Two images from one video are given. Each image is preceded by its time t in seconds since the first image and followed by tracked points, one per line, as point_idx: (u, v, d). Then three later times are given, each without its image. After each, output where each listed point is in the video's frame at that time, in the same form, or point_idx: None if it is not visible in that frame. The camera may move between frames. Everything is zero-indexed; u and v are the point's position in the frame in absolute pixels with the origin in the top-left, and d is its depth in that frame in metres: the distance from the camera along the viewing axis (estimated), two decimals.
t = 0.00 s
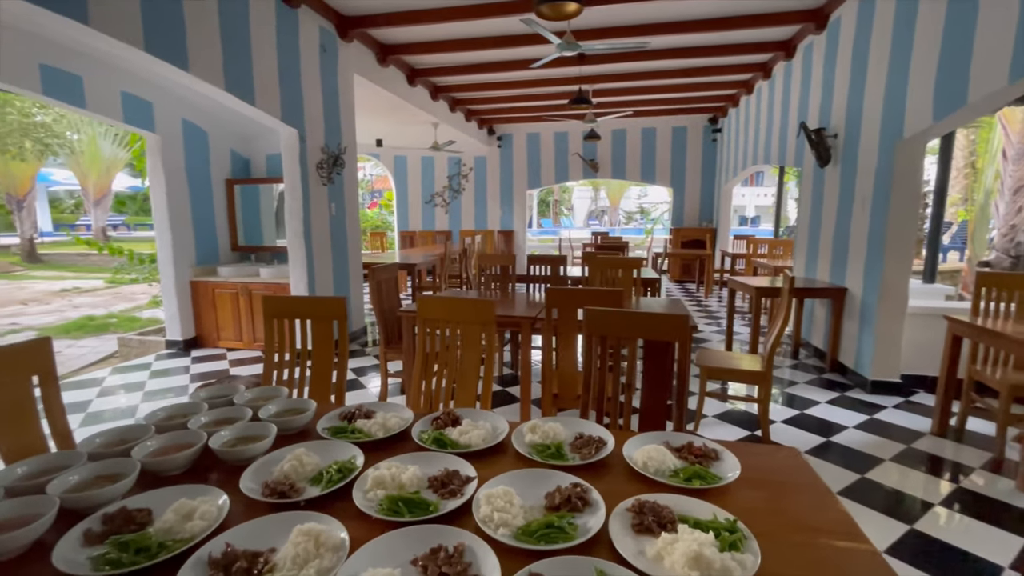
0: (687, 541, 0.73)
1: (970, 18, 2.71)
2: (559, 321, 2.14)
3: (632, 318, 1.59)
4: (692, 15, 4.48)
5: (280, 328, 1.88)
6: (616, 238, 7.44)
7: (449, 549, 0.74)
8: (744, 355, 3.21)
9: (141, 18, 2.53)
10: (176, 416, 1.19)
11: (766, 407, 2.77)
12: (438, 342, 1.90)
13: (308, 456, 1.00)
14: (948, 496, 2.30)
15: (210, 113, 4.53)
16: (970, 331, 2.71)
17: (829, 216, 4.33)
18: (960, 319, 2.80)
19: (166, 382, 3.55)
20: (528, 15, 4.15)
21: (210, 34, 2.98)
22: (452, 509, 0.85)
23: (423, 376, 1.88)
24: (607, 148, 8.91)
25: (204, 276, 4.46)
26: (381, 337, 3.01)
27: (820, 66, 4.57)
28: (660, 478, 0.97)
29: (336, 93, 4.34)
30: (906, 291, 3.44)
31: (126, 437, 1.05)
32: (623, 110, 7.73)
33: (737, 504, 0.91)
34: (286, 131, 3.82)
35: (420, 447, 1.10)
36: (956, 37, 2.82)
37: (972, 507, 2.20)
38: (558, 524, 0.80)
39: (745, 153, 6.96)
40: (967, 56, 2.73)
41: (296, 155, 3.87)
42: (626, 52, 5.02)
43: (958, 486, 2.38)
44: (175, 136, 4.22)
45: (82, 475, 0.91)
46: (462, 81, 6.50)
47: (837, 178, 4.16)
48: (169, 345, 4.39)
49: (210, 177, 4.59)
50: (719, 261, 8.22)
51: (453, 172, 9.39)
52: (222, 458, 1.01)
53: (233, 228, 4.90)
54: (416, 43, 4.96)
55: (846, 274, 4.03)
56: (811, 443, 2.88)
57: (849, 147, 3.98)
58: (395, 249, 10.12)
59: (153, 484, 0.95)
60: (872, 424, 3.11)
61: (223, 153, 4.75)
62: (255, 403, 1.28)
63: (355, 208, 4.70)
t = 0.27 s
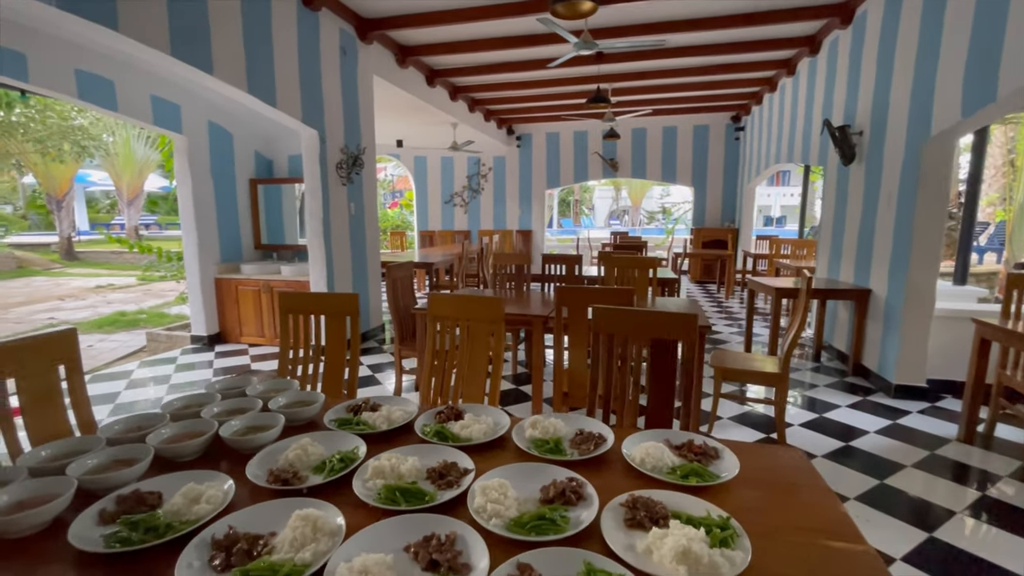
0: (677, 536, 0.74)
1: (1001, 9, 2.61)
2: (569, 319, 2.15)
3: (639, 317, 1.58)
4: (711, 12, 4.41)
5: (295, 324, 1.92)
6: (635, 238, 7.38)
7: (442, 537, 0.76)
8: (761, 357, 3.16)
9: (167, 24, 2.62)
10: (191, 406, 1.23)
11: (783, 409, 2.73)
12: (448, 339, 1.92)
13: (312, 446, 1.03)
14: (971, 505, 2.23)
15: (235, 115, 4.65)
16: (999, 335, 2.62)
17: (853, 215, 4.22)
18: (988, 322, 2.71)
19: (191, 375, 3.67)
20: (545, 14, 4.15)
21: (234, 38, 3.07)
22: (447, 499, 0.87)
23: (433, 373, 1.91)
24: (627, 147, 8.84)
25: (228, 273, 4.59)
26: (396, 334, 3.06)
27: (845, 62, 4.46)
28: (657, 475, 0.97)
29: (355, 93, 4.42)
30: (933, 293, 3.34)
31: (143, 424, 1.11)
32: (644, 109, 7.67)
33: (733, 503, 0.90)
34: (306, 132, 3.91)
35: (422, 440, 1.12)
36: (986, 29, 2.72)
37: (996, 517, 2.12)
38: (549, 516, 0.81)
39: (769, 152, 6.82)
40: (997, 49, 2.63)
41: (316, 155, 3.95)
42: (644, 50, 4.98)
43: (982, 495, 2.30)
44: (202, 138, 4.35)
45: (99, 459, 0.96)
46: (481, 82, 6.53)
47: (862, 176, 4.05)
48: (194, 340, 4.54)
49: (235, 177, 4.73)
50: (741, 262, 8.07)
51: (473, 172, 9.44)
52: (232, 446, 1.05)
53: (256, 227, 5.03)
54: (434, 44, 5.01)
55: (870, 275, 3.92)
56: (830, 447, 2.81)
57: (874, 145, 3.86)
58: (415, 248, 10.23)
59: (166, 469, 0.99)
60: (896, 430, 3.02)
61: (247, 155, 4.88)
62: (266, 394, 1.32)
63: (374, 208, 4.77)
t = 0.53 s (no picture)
0: (676, 529, 0.74)
1: None
2: (582, 318, 2.15)
3: (650, 315, 1.58)
4: (733, 8, 4.35)
5: (313, 319, 1.97)
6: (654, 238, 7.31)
7: (444, 525, 0.78)
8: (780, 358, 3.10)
9: (194, 28, 2.71)
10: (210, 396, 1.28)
11: (802, 411, 2.68)
12: (461, 336, 1.95)
13: (323, 436, 1.06)
14: (1000, 513, 2.15)
15: (259, 116, 4.77)
16: None
17: (880, 214, 4.11)
18: (1020, 324, 2.61)
19: (215, 370, 3.77)
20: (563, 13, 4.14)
21: (257, 41, 3.15)
22: (451, 489, 0.89)
23: (445, 368, 1.93)
24: (647, 146, 8.76)
25: (251, 271, 4.71)
26: (412, 331, 3.10)
27: (872, 57, 4.34)
28: (662, 470, 0.97)
29: (375, 94, 4.48)
30: (962, 295, 3.23)
31: (165, 412, 1.15)
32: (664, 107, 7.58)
33: (738, 500, 0.90)
34: (327, 132, 3.99)
35: (430, 432, 1.14)
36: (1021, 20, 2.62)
37: None
38: (551, 507, 0.82)
39: (793, 150, 6.68)
40: None
41: (336, 155, 4.03)
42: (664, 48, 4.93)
43: (1012, 503, 2.22)
44: (228, 138, 4.47)
45: (123, 444, 1.01)
46: (499, 81, 6.55)
47: (888, 174, 3.95)
48: (219, 336, 4.66)
49: (259, 177, 4.85)
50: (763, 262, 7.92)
51: (492, 172, 9.48)
52: (248, 435, 1.08)
53: (279, 226, 5.14)
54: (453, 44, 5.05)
55: (897, 276, 3.81)
56: (851, 451, 2.74)
57: (902, 142, 3.75)
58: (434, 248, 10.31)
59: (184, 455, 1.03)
60: (921, 435, 2.93)
61: (271, 155, 5.00)
62: (282, 386, 1.36)
63: (393, 207, 4.83)
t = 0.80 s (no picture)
0: (683, 524, 0.73)
1: None
2: (596, 315, 2.14)
3: (664, 312, 1.56)
4: (754, 3, 4.27)
5: (329, 314, 2.00)
6: (673, 237, 7.22)
7: (450, 515, 0.78)
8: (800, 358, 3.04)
9: (218, 31, 2.77)
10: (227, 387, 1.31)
11: (822, 413, 2.62)
12: (474, 332, 1.95)
13: (335, 427, 1.08)
14: None
15: (281, 117, 4.86)
16: None
17: (907, 212, 3.99)
18: None
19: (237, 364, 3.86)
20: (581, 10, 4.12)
21: (279, 42, 3.22)
22: (459, 480, 0.89)
23: (458, 364, 1.95)
24: (667, 144, 8.66)
25: (272, 268, 4.80)
26: (428, 328, 3.13)
27: (900, 51, 4.22)
28: (671, 467, 0.96)
29: (394, 93, 4.53)
30: (994, 296, 3.12)
31: (183, 403, 1.18)
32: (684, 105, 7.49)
33: (749, 498, 0.88)
34: (346, 132, 4.04)
35: (440, 425, 1.15)
36: None
37: None
38: (556, 500, 0.82)
39: (817, 147, 6.54)
40: None
41: (355, 154, 4.08)
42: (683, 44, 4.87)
43: None
44: (250, 139, 4.57)
45: (143, 431, 1.04)
46: (517, 80, 6.55)
47: (916, 171, 3.83)
48: (241, 331, 4.77)
49: (280, 177, 4.94)
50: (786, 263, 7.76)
51: (509, 171, 9.48)
52: (263, 425, 1.11)
53: (299, 224, 5.23)
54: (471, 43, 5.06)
55: (925, 276, 3.70)
56: (874, 455, 2.67)
57: (931, 138, 3.64)
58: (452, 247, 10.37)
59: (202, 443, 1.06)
60: (949, 440, 2.84)
61: (292, 155, 5.09)
62: (297, 378, 1.38)
63: (410, 206, 4.87)
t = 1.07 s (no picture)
0: (697, 524, 0.70)
1: None
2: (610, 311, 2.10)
3: (680, 308, 1.53)
4: None
5: (342, 309, 2.00)
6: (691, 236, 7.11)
7: (455, 509, 0.77)
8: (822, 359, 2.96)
9: (236, 30, 2.80)
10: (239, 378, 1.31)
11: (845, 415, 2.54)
12: (486, 328, 1.94)
13: (343, 419, 1.07)
14: None
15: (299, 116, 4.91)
16: None
17: (937, 209, 3.85)
18: None
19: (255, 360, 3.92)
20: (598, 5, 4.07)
21: (296, 40, 3.24)
22: (465, 474, 0.87)
23: (471, 360, 1.93)
24: (685, 142, 8.53)
25: (290, 265, 4.86)
26: (441, 325, 3.12)
27: (930, 42, 4.08)
28: (686, 464, 0.93)
29: (410, 91, 4.54)
30: None
31: (194, 393, 1.19)
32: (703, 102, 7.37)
33: (767, 498, 0.85)
34: (363, 129, 4.07)
35: (449, 420, 1.13)
36: None
37: None
38: (565, 497, 0.80)
39: (841, 144, 6.37)
40: None
41: (371, 152, 4.10)
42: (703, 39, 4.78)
43: None
44: (269, 137, 4.62)
45: (154, 420, 1.04)
46: (534, 78, 6.52)
47: (947, 166, 3.69)
48: (259, 328, 4.83)
49: (298, 175, 5.00)
50: (808, 262, 7.58)
51: (525, 170, 9.45)
52: (272, 416, 1.11)
53: (317, 222, 5.28)
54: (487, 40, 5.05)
55: (955, 275, 3.57)
56: (900, 459, 2.58)
57: (963, 132, 3.51)
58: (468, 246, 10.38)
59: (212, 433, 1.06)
60: (981, 445, 2.72)
61: (310, 154, 5.15)
62: (308, 371, 1.38)
63: (426, 204, 4.89)
